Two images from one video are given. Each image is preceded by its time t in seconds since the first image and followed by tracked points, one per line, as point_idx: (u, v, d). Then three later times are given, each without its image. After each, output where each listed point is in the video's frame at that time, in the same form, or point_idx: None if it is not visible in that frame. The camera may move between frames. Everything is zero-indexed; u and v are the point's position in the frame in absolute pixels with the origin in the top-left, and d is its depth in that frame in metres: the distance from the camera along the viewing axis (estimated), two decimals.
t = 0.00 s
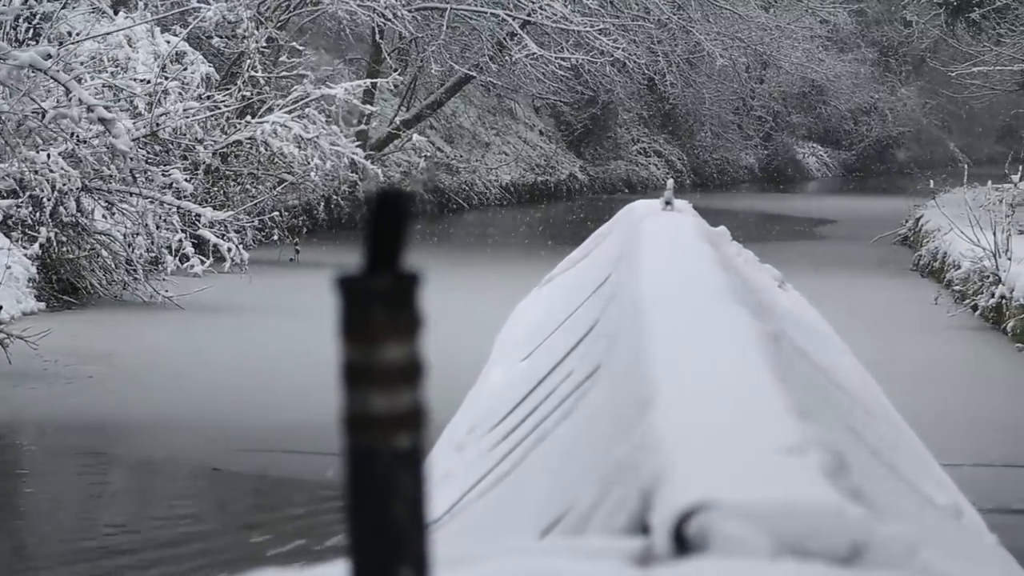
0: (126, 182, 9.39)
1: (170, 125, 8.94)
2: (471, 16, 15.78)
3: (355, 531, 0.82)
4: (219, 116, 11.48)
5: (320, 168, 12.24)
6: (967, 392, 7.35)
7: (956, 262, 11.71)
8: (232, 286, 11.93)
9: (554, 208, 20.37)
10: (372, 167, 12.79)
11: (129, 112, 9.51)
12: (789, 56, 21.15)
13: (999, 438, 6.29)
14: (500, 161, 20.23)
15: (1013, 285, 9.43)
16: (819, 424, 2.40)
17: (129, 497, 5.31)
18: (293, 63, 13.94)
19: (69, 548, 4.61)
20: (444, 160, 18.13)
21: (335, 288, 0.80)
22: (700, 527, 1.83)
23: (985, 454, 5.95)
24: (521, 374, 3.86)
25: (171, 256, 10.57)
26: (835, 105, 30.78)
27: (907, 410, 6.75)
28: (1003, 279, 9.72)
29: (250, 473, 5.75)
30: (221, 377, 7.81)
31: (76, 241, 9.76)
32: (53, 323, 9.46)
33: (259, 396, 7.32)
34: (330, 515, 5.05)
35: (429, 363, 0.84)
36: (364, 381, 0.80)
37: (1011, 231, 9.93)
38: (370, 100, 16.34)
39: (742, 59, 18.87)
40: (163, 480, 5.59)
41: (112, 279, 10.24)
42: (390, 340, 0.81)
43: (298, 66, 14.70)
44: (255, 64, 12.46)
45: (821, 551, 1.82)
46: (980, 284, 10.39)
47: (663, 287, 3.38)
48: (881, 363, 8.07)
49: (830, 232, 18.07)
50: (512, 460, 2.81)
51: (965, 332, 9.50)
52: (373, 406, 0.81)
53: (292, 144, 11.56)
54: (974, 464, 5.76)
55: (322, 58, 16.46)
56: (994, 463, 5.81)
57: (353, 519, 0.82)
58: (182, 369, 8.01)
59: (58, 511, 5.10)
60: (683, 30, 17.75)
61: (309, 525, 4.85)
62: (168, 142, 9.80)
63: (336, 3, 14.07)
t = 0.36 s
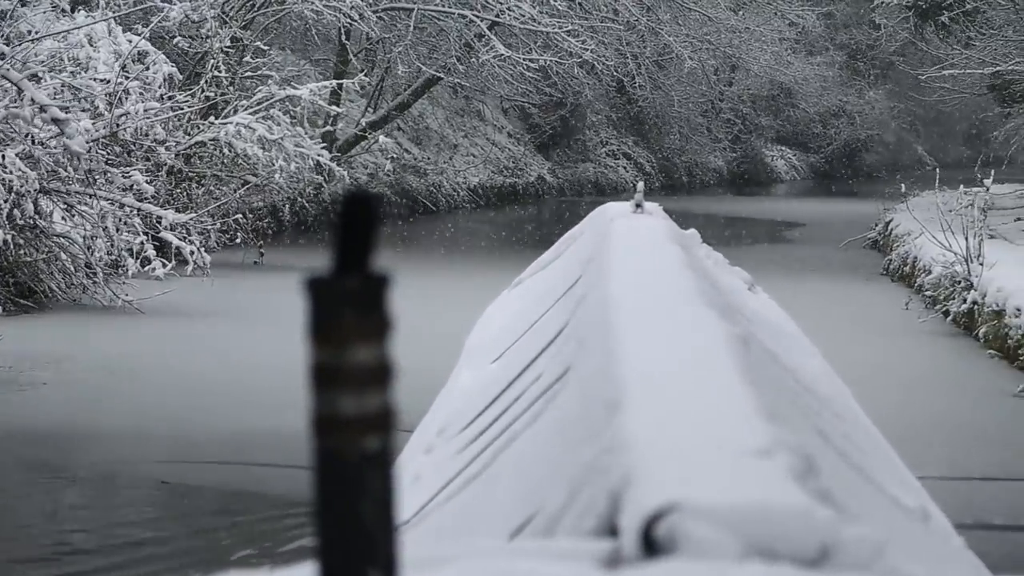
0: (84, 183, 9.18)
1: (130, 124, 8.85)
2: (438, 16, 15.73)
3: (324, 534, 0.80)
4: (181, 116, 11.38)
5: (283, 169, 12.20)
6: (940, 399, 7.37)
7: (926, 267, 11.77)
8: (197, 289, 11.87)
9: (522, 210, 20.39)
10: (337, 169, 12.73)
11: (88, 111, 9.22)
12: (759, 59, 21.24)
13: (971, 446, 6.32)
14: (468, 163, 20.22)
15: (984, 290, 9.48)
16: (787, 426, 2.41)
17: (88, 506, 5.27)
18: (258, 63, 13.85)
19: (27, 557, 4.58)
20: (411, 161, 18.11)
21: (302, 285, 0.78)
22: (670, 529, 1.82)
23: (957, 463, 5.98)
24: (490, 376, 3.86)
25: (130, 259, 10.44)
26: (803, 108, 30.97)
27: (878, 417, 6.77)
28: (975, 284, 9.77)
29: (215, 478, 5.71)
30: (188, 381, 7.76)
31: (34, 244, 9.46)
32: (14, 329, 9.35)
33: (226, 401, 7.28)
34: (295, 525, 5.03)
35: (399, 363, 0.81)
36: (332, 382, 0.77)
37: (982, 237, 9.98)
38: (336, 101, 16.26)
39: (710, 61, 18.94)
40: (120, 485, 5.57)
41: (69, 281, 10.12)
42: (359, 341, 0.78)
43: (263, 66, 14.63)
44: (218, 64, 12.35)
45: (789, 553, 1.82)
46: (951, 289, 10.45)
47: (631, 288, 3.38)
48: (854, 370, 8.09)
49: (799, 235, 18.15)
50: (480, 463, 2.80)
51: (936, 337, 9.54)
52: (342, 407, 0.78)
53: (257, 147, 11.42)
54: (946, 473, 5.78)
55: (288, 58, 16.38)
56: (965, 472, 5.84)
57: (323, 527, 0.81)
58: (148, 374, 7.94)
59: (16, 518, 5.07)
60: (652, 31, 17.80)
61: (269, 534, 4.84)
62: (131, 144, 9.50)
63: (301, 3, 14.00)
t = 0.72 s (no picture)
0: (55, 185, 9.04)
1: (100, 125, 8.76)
2: (415, 17, 15.71)
3: (310, 523, 0.92)
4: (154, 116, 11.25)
5: (258, 171, 12.16)
6: (927, 406, 7.37)
7: (908, 271, 11.79)
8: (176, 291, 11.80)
9: (500, 212, 20.39)
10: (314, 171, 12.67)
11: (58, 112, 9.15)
12: (738, 61, 21.33)
13: (960, 453, 6.31)
14: (446, 165, 20.20)
15: (967, 295, 9.50)
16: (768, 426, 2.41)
17: (60, 509, 5.23)
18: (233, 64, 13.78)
19: None
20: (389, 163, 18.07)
21: (289, 290, 0.88)
22: (653, 530, 1.82)
23: (945, 471, 5.97)
24: (471, 377, 3.85)
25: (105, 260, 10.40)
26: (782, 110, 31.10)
27: (867, 425, 6.75)
28: (959, 289, 9.78)
29: (195, 482, 5.68)
30: (167, 385, 7.71)
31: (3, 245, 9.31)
32: None
33: (205, 405, 7.24)
34: (275, 528, 5.03)
35: (380, 367, 0.92)
36: (319, 382, 0.88)
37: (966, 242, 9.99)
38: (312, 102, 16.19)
39: (689, 63, 19.01)
40: (97, 489, 5.54)
41: (38, 283, 10.01)
42: (343, 342, 0.89)
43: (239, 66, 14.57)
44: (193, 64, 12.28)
45: (772, 554, 1.82)
46: (934, 294, 10.47)
47: (613, 290, 3.38)
48: (841, 376, 8.07)
49: (778, 238, 18.19)
50: (461, 464, 2.78)
51: (920, 342, 9.58)
52: (328, 406, 0.89)
53: (230, 148, 11.30)
54: (937, 482, 5.77)
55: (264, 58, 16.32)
56: (953, 479, 5.83)
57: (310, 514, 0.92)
58: (128, 377, 7.89)
59: None
60: (630, 33, 17.85)
61: (248, 538, 4.81)
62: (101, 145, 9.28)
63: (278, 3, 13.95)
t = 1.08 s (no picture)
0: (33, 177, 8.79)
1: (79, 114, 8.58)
2: (402, 7, 15.62)
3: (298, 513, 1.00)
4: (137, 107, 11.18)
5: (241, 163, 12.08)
6: (922, 404, 7.28)
7: (900, 265, 11.72)
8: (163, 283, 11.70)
9: (487, 205, 20.31)
10: (297, 164, 12.50)
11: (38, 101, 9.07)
12: (726, 54, 21.30)
13: (959, 451, 6.21)
14: (432, 157, 20.12)
15: (961, 290, 9.42)
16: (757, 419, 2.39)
17: (39, 502, 5.18)
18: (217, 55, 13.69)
19: None
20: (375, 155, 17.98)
21: (280, 279, 0.98)
22: (640, 521, 1.76)
23: (945, 471, 5.87)
24: (460, 370, 3.83)
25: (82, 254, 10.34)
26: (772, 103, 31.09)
27: (863, 424, 6.66)
28: (952, 283, 9.71)
29: (181, 475, 5.60)
30: (155, 377, 7.62)
31: None
32: None
33: (192, 397, 7.14)
34: (257, 520, 4.99)
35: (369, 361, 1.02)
36: (308, 372, 0.98)
37: (960, 236, 9.92)
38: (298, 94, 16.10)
39: (677, 55, 18.99)
40: (78, 480, 5.49)
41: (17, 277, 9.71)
42: (329, 333, 0.98)
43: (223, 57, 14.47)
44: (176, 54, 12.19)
45: (761, 545, 1.76)
46: (926, 290, 10.41)
47: (602, 283, 3.37)
48: (836, 373, 7.99)
49: (765, 232, 18.14)
50: (451, 458, 2.77)
51: (913, 339, 9.54)
52: (316, 397, 0.98)
53: (214, 140, 11.24)
54: (937, 481, 5.66)
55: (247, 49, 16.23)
56: (953, 478, 5.73)
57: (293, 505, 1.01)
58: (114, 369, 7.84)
59: None
60: (619, 24, 17.80)
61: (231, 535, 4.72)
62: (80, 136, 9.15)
63: None
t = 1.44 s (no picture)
0: None
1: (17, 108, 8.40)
2: None
3: (250, 509, 0.90)
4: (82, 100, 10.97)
5: (190, 157, 11.88)
6: (880, 399, 7.07)
7: (856, 256, 11.69)
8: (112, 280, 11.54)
9: (441, 197, 20.27)
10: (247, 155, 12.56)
11: None
12: (679, 44, 21.46)
13: (921, 448, 5.98)
14: (384, 149, 20.04)
15: (919, 280, 9.26)
16: (713, 409, 2.39)
17: None
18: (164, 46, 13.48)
19: None
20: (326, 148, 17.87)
21: (229, 273, 0.87)
22: (595, 511, 1.76)
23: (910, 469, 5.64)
24: (416, 362, 3.83)
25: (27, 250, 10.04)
26: (725, 94, 31.28)
27: (820, 420, 6.43)
28: (909, 275, 9.57)
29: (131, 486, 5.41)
30: (107, 382, 7.41)
31: None
32: None
33: (145, 403, 6.93)
34: (209, 524, 4.92)
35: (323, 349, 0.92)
36: (252, 368, 0.88)
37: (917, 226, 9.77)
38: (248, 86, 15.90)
39: (630, 46, 19.09)
40: (23, 486, 5.38)
41: None
42: (280, 325, 0.88)
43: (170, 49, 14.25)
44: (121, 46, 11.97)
45: (714, 533, 1.74)
46: (883, 281, 10.28)
47: (557, 274, 3.37)
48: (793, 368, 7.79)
49: (719, 224, 18.20)
50: (408, 450, 2.77)
51: (872, 332, 9.38)
52: (266, 387, 0.88)
53: (161, 133, 11.05)
54: (904, 480, 5.44)
55: (195, 41, 16.03)
56: (918, 476, 5.52)
57: (243, 504, 0.91)
58: (63, 369, 7.71)
59: None
60: (572, 15, 17.87)
61: (182, 543, 4.63)
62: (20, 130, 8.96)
63: None
